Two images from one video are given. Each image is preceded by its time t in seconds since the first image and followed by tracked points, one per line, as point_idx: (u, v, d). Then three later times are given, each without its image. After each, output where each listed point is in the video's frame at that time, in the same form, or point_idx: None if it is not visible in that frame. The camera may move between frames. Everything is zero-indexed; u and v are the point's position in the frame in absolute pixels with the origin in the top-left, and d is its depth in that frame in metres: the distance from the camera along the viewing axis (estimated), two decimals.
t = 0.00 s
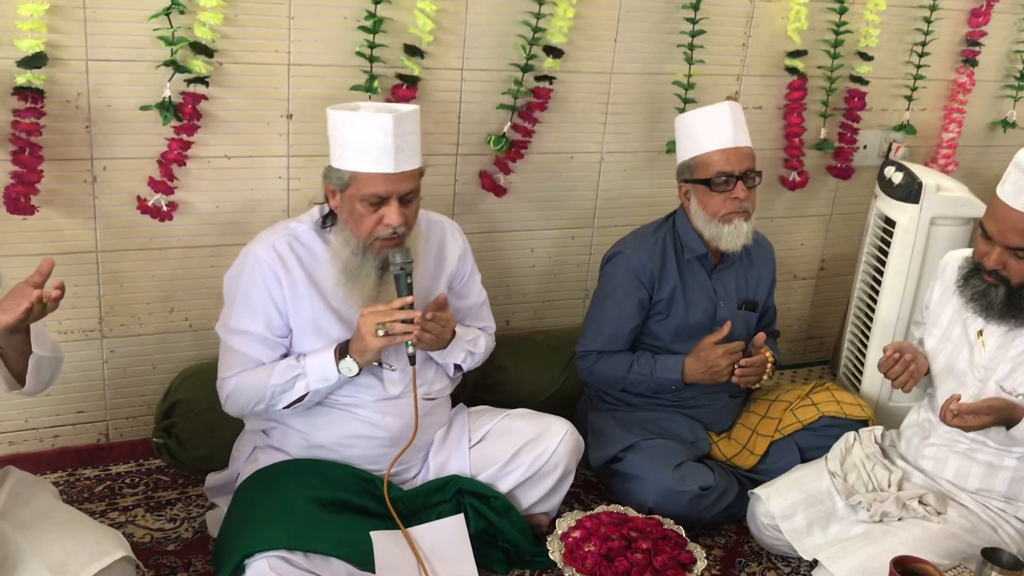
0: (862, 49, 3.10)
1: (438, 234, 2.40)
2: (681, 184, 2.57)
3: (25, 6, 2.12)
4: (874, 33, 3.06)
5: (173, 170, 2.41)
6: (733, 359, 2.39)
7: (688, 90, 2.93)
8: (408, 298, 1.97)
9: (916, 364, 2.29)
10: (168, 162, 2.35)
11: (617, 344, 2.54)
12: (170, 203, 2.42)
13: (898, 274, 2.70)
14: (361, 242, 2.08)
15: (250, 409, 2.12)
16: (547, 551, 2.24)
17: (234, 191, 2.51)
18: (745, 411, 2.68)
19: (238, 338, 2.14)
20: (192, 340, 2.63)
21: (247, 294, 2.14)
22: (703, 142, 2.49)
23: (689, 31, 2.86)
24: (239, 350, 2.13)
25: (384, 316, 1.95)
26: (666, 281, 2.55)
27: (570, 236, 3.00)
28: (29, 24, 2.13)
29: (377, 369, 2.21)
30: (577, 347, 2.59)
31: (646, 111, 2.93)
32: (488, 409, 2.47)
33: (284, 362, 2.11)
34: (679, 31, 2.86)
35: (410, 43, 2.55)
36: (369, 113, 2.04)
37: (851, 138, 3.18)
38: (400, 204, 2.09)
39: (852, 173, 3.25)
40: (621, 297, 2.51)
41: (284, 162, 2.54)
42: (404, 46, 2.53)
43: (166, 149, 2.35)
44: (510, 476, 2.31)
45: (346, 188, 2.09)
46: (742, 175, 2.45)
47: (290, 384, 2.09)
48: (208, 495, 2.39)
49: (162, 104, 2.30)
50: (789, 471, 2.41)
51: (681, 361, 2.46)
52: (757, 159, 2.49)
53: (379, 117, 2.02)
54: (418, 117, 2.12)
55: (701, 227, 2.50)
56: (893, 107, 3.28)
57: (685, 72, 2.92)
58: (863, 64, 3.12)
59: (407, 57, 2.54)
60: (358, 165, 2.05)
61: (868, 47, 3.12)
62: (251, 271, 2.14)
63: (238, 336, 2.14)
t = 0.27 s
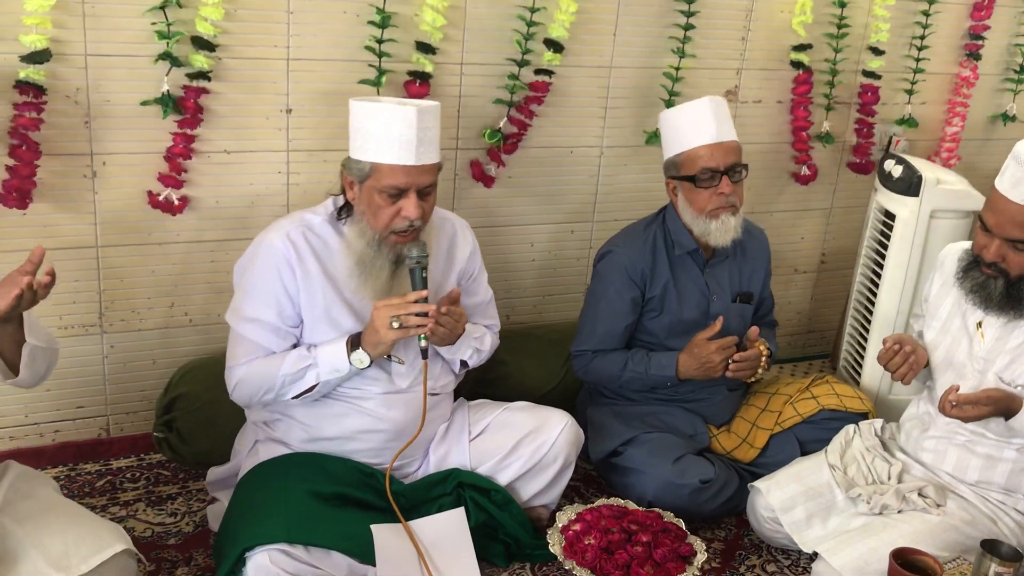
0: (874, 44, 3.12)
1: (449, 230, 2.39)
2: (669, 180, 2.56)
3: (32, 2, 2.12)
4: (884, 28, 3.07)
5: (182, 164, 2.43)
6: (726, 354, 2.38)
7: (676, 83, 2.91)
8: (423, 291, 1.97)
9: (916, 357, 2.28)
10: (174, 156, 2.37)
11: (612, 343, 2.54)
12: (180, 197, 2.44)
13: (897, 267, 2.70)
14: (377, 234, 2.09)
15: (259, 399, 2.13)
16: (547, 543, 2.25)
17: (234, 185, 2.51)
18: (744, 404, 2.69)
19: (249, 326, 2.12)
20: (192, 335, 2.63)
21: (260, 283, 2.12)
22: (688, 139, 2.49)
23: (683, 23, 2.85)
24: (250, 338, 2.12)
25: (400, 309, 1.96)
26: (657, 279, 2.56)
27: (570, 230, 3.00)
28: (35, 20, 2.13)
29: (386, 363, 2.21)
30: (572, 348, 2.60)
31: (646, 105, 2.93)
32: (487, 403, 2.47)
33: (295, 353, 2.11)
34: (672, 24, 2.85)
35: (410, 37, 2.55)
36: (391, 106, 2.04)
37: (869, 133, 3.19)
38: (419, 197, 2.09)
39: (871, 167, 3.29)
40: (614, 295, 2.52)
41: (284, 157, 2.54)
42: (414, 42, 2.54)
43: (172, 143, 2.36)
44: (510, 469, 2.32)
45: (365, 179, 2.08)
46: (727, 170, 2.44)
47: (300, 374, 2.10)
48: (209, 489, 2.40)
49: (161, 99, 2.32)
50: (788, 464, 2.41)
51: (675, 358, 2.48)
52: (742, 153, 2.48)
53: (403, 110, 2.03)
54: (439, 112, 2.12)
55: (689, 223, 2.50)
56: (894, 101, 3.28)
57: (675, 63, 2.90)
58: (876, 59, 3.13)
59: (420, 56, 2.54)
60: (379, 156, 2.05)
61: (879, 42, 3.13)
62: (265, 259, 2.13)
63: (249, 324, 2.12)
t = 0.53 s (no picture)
0: (881, 39, 3.14)
1: (456, 229, 2.39)
2: (654, 180, 2.57)
3: None
4: (892, 24, 3.09)
5: (192, 163, 2.44)
6: (715, 352, 2.37)
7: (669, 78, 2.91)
8: (431, 291, 1.97)
9: (912, 350, 2.29)
10: (184, 155, 2.39)
11: (604, 343, 2.55)
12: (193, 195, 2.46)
13: (893, 262, 2.71)
14: (388, 232, 2.10)
15: (263, 395, 2.12)
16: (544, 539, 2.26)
17: (230, 182, 2.51)
18: (741, 399, 2.69)
19: (255, 323, 2.12)
20: (189, 332, 2.63)
21: (267, 279, 2.11)
22: (670, 138, 2.49)
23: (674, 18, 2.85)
24: (255, 335, 2.12)
25: (407, 309, 1.95)
26: (646, 278, 2.56)
27: (566, 226, 3.01)
28: (37, 18, 2.13)
29: (393, 361, 2.22)
30: (564, 348, 2.61)
31: (642, 100, 2.94)
32: (485, 399, 2.48)
33: (301, 350, 2.10)
34: (665, 19, 2.85)
35: (406, 34, 2.55)
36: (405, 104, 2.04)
37: (876, 126, 3.25)
38: (430, 195, 2.09)
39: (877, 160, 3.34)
40: (602, 296, 2.53)
41: (280, 154, 2.54)
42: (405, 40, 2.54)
43: (181, 141, 2.38)
44: (509, 463, 2.32)
45: (377, 177, 2.08)
46: (709, 168, 2.44)
47: (305, 372, 2.10)
48: (207, 486, 2.40)
49: (156, 94, 2.32)
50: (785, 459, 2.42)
51: (664, 357, 2.48)
52: (725, 150, 2.48)
53: (418, 108, 2.03)
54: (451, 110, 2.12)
55: (675, 222, 2.51)
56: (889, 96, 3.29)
57: (666, 58, 2.90)
58: (884, 53, 3.17)
59: (411, 52, 2.54)
60: (392, 154, 2.05)
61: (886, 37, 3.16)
62: (272, 256, 2.12)
63: (255, 321, 2.12)
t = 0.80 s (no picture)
0: (875, 36, 3.16)
1: (455, 233, 2.38)
2: (641, 181, 2.57)
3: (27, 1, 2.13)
4: (886, 20, 3.11)
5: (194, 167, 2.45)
6: (704, 352, 2.38)
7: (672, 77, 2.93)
8: (432, 303, 1.97)
9: (905, 345, 2.29)
10: (186, 159, 2.39)
11: (594, 344, 2.56)
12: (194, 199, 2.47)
13: (885, 258, 2.72)
14: (389, 242, 2.09)
15: (261, 403, 2.12)
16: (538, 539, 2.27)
17: (222, 184, 2.50)
18: (735, 396, 2.69)
19: (253, 331, 2.11)
20: (181, 334, 2.62)
21: (265, 287, 2.11)
22: (653, 141, 2.49)
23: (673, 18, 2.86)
24: (253, 343, 2.11)
25: (407, 321, 1.96)
26: (635, 279, 2.57)
27: (559, 225, 3.01)
28: (31, 20, 2.14)
29: (392, 371, 2.20)
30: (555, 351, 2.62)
31: (634, 99, 2.94)
32: (479, 399, 2.48)
33: (299, 360, 2.10)
34: (664, 18, 2.87)
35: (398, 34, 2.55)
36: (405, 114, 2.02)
37: (874, 122, 3.27)
38: (431, 206, 2.08)
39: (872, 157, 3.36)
40: (591, 299, 2.54)
41: (272, 155, 2.53)
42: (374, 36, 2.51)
43: (184, 145, 2.38)
44: (505, 462, 2.32)
45: (377, 188, 2.07)
46: (693, 170, 2.44)
47: (303, 382, 2.09)
48: (202, 489, 2.39)
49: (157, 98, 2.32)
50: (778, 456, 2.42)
51: (653, 358, 2.48)
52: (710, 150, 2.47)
53: (418, 119, 2.01)
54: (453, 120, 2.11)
55: (661, 223, 2.51)
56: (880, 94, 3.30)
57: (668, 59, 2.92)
58: (878, 49, 3.18)
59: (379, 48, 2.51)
60: (391, 164, 2.03)
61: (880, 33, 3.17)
62: (271, 263, 2.11)
63: (253, 329, 2.11)
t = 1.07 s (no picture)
0: (868, 34, 3.17)
1: (453, 235, 2.39)
2: (640, 179, 2.57)
3: (31, 6, 2.13)
4: (879, 19, 3.11)
5: (183, 171, 2.43)
6: (702, 350, 2.38)
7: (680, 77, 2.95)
8: (429, 312, 1.98)
9: (903, 341, 2.29)
10: (175, 162, 2.38)
11: (592, 341, 2.56)
12: (182, 202, 2.45)
13: (880, 255, 2.72)
14: (384, 249, 2.09)
15: (257, 409, 2.12)
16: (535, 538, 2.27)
17: (217, 185, 2.50)
18: (730, 394, 2.70)
19: (249, 338, 2.11)
20: (176, 336, 2.62)
21: (261, 293, 2.11)
22: (653, 138, 2.49)
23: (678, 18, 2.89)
24: (249, 349, 2.11)
25: (403, 330, 1.96)
26: (633, 277, 2.58)
27: (553, 225, 3.01)
28: (39, 24, 2.15)
29: (387, 376, 2.20)
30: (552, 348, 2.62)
31: (628, 98, 2.94)
32: (475, 399, 2.48)
33: (294, 367, 2.10)
34: (670, 18, 2.89)
35: (392, 34, 2.55)
36: (400, 123, 2.01)
37: (866, 120, 3.26)
38: (427, 214, 2.08)
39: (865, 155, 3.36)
40: (590, 295, 2.54)
41: (266, 155, 2.53)
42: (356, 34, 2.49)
43: (174, 147, 2.37)
44: (502, 461, 2.32)
45: (373, 195, 2.06)
46: (693, 168, 2.44)
47: (299, 389, 2.09)
48: (198, 490, 2.39)
49: (152, 99, 2.32)
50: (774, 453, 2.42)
51: (651, 355, 2.49)
52: (711, 149, 2.47)
53: (414, 128, 2.00)
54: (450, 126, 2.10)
55: (660, 221, 2.51)
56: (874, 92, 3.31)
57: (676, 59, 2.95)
58: (871, 48, 3.19)
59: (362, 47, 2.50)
60: (387, 172, 2.02)
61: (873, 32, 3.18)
62: (266, 269, 2.11)
63: (248, 335, 2.11)
